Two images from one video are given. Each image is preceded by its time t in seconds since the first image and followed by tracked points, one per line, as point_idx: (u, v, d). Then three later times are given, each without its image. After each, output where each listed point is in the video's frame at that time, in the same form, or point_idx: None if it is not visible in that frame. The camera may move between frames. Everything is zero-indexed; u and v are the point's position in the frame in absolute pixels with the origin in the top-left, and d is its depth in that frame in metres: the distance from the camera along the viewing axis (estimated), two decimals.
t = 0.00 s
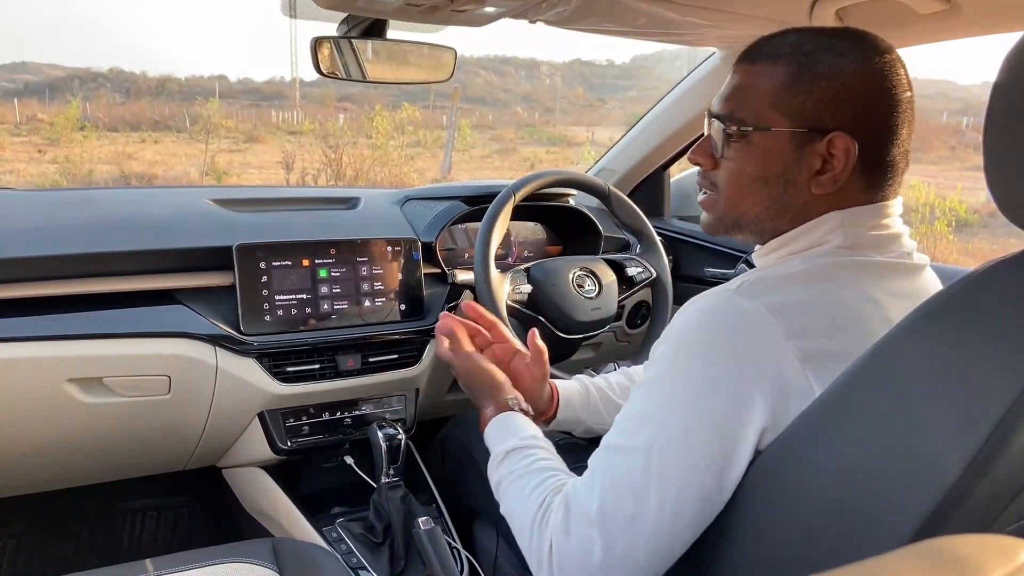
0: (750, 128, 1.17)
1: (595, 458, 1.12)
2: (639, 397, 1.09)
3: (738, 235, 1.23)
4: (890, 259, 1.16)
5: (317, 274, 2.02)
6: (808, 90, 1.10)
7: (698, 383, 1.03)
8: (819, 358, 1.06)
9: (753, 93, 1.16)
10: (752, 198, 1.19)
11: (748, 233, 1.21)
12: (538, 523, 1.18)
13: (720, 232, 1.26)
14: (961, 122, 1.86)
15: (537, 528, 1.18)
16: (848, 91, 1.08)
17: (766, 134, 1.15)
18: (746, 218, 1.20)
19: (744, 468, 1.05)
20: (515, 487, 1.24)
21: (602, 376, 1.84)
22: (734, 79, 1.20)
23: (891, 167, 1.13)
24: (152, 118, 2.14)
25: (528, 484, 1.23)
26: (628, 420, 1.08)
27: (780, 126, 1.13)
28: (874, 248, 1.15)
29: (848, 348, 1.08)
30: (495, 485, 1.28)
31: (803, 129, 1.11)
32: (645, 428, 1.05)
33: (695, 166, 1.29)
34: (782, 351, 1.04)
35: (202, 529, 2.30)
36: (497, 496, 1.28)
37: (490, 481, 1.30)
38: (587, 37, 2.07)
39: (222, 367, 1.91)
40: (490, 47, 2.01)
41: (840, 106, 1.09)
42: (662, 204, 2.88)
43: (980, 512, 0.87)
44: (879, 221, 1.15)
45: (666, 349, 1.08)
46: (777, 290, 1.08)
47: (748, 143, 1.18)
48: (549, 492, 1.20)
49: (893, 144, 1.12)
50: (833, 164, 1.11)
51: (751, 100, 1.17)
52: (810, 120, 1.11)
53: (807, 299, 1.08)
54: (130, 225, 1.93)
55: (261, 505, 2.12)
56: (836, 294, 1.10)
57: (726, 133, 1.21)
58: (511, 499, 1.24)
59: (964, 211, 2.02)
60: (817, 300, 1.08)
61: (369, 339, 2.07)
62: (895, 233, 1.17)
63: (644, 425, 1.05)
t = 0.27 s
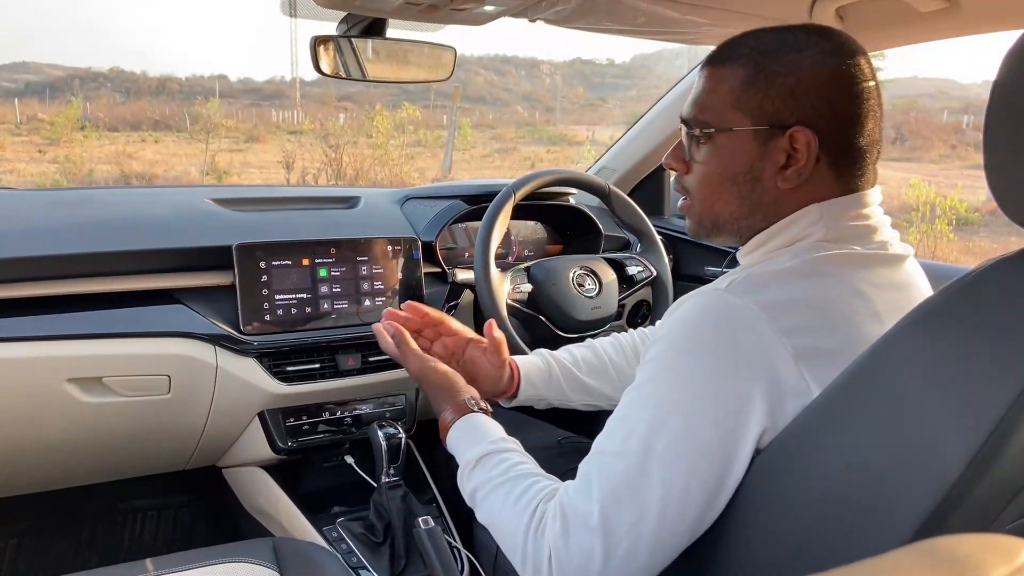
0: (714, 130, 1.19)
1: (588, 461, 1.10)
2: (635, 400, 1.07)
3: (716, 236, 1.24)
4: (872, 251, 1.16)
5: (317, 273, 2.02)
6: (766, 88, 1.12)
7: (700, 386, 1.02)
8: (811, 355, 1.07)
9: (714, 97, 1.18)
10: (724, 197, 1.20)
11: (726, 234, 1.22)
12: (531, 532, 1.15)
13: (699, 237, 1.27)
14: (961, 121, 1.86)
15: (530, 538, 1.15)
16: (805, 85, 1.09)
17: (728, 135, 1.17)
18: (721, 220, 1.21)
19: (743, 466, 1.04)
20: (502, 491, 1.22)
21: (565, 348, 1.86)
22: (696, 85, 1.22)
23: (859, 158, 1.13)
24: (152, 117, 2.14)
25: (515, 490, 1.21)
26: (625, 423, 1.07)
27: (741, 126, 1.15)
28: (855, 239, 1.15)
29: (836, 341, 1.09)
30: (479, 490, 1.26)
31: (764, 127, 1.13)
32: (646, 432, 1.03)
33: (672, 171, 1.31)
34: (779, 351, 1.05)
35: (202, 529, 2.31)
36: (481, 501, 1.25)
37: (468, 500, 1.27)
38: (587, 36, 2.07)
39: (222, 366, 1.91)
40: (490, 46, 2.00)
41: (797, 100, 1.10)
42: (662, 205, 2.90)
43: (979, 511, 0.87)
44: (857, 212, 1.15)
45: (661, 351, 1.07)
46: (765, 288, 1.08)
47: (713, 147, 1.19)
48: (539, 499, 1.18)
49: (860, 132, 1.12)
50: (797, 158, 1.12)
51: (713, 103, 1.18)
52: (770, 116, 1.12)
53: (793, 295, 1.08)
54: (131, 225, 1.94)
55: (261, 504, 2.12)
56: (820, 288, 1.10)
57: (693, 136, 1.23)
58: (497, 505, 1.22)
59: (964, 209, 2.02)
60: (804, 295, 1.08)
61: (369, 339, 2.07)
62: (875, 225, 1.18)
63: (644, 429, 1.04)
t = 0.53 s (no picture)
0: (700, 110, 1.23)
1: (591, 468, 1.08)
2: (640, 404, 1.05)
3: (695, 219, 1.27)
4: (865, 244, 1.17)
5: (317, 273, 2.01)
6: (751, 71, 1.16)
7: (712, 390, 1.01)
8: (817, 356, 1.07)
9: (704, 80, 1.23)
10: (704, 175, 1.24)
11: (705, 215, 1.25)
12: (533, 547, 1.10)
13: (682, 217, 1.31)
14: (962, 120, 1.86)
15: (533, 553, 1.10)
16: (788, 71, 1.12)
17: (712, 115, 1.21)
18: (701, 198, 1.25)
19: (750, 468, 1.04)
20: (486, 510, 1.15)
21: (500, 333, 1.75)
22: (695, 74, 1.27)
23: (842, 150, 1.14)
24: (152, 117, 2.16)
25: (503, 507, 1.15)
26: (630, 428, 1.05)
27: (724, 107, 1.19)
28: (846, 231, 1.16)
29: (841, 344, 1.09)
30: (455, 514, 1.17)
31: (746, 108, 1.16)
32: (655, 437, 1.01)
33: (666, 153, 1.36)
34: (788, 356, 1.05)
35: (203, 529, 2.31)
36: (459, 525, 1.17)
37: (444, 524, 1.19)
38: (588, 35, 2.07)
39: (223, 366, 1.91)
40: (490, 45, 2.00)
41: (777, 85, 1.13)
42: (663, 203, 2.87)
43: (980, 509, 0.87)
44: (843, 203, 1.16)
45: (668, 355, 1.05)
46: (768, 291, 1.08)
47: (699, 127, 1.24)
48: (532, 513, 1.13)
49: (842, 123, 1.13)
50: (772, 140, 1.14)
51: (703, 85, 1.23)
52: (751, 98, 1.16)
53: (795, 293, 1.08)
54: (131, 225, 1.94)
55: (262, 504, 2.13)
56: (822, 289, 1.09)
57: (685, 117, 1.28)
58: (484, 525, 1.15)
59: (965, 208, 2.02)
60: (807, 294, 1.08)
61: (370, 339, 2.07)
62: (862, 216, 1.18)
63: (653, 433, 1.02)
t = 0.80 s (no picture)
0: (680, 125, 1.28)
1: (591, 469, 1.07)
2: (640, 405, 1.04)
3: (692, 229, 1.31)
4: (857, 238, 1.17)
5: (318, 271, 2.01)
6: (723, 82, 1.20)
7: (714, 391, 1.01)
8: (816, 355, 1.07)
9: (683, 97, 1.28)
10: (690, 187, 1.28)
11: (696, 224, 1.29)
12: (527, 553, 1.09)
13: (678, 232, 1.34)
14: (963, 118, 1.86)
15: (529, 560, 1.09)
16: (755, 76, 1.16)
17: (691, 129, 1.25)
18: (691, 209, 1.28)
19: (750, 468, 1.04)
20: (470, 529, 1.14)
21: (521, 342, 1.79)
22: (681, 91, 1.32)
23: (822, 145, 1.15)
24: (153, 116, 2.14)
25: (485, 525, 1.14)
26: (631, 429, 1.04)
27: (701, 118, 1.23)
28: (838, 224, 1.16)
29: (841, 343, 1.09)
30: (440, 541, 1.15)
31: (720, 116, 1.20)
32: (656, 438, 1.01)
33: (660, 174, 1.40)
34: (790, 358, 1.05)
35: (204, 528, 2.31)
36: (448, 551, 1.15)
37: (430, 551, 1.16)
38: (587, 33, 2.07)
39: (224, 364, 1.91)
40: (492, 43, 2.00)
41: (746, 90, 1.17)
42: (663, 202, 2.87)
43: (980, 509, 0.86)
44: (833, 198, 1.16)
45: (669, 355, 1.05)
46: (766, 292, 1.08)
47: (681, 141, 1.29)
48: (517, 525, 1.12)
49: (817, 120, 1.14)
50: (746, 142, 1.17)
51: (682, 102, 1.28)
52: (724, 107, 1.20)
53: (792, 293, 1.08)
54: (132, 223, 1.94)
55: (264, 502, 2.13)
56: (819, 288, 1.09)
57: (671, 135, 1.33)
58: (472, 543, 1.13)
59: (966, 206, 2.02)
60: (804, 293, 1.08)
61: (371, 337, 2.07)
62: (855, 207, 1.19)
63: (654, 433, 1.01)
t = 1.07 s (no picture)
0: (659, 157, 1.27)
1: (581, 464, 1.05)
2: (630, 399, 1.03)
3: (692, 255, 1.28)
4: (843, 229, 1.18)
5: (319, 270, 2.02)
6: (691, 107, 1.20)
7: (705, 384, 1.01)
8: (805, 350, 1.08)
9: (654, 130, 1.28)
10: (681, 215, 1.26)
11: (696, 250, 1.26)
12: (526, 544, 1.09)
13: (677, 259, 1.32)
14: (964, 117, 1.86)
15: (527, 552, 1.09)
16: (722, 95, 1.17)
17: (672, 159, 1.24)
18: (686, 237, 1.26)
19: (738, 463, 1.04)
20: (474, 520, 1.15)
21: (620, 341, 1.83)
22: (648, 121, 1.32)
23: (803, 146, 1.16)
24: (153, 115, 2.11)
25: (489, 517, 1.15)
26: (621, 422, 1.03)
27: (678, 146, 1.23)
28: (824, 220, 1.17)
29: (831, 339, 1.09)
30: (445, 533, 1.17)
31: (698, 140, 1.20)
32: (647, 430, 1.00)
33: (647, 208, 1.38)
34: (778, 352, 1.06)
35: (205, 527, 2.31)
36: (452, 542, 1.16)
37: (436, 542, 1.18)
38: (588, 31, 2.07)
39: (224, 364, 1.91)
40: (493, 41, 2.00)
41: (718, 109, 1.17)
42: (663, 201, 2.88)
43: (980, 508, 0.86)
44: (816, 194, 1.17)
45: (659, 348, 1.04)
46: (755, 288, 1.09)
47: (663, 172, 1.27)
48: (518, 517, 1.12)
49: (793, 123, 1.15)
50: (730, 159, 1.17)
51: (656, 135, 1.28)
52: (700, 131, 1.20)
53: (779, 290, 1.09)
54: (133, 223, 1.94)
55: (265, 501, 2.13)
56: (809, 285, 1.10)
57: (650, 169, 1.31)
58: (476, 535, 1.14)
59: (966, 204, 2.02)
60: (790, 290, 1.09)
61: (371, 336, 2.07)
62: (841, 201, 1.20)
63: (646, 427, 1.00)
